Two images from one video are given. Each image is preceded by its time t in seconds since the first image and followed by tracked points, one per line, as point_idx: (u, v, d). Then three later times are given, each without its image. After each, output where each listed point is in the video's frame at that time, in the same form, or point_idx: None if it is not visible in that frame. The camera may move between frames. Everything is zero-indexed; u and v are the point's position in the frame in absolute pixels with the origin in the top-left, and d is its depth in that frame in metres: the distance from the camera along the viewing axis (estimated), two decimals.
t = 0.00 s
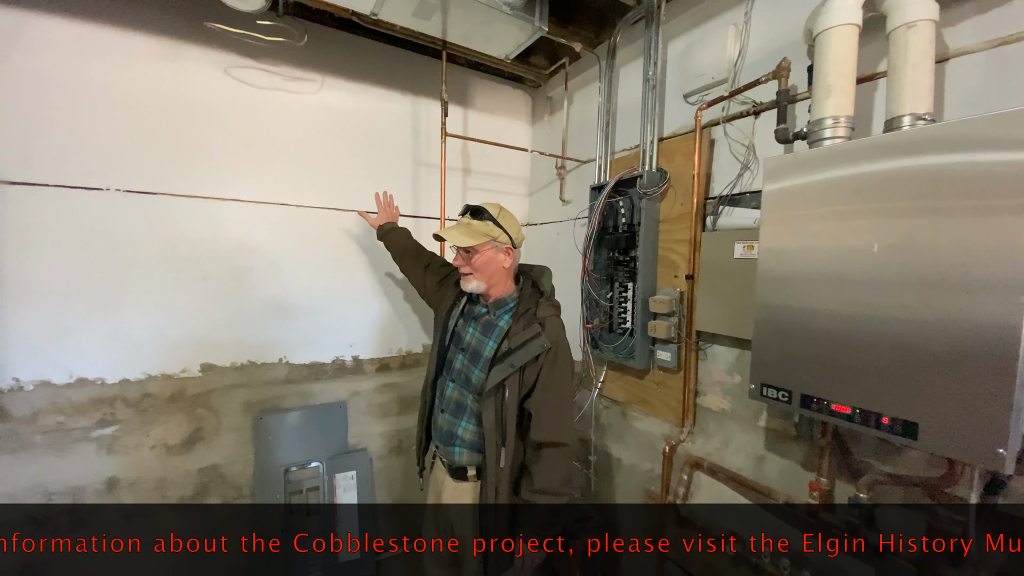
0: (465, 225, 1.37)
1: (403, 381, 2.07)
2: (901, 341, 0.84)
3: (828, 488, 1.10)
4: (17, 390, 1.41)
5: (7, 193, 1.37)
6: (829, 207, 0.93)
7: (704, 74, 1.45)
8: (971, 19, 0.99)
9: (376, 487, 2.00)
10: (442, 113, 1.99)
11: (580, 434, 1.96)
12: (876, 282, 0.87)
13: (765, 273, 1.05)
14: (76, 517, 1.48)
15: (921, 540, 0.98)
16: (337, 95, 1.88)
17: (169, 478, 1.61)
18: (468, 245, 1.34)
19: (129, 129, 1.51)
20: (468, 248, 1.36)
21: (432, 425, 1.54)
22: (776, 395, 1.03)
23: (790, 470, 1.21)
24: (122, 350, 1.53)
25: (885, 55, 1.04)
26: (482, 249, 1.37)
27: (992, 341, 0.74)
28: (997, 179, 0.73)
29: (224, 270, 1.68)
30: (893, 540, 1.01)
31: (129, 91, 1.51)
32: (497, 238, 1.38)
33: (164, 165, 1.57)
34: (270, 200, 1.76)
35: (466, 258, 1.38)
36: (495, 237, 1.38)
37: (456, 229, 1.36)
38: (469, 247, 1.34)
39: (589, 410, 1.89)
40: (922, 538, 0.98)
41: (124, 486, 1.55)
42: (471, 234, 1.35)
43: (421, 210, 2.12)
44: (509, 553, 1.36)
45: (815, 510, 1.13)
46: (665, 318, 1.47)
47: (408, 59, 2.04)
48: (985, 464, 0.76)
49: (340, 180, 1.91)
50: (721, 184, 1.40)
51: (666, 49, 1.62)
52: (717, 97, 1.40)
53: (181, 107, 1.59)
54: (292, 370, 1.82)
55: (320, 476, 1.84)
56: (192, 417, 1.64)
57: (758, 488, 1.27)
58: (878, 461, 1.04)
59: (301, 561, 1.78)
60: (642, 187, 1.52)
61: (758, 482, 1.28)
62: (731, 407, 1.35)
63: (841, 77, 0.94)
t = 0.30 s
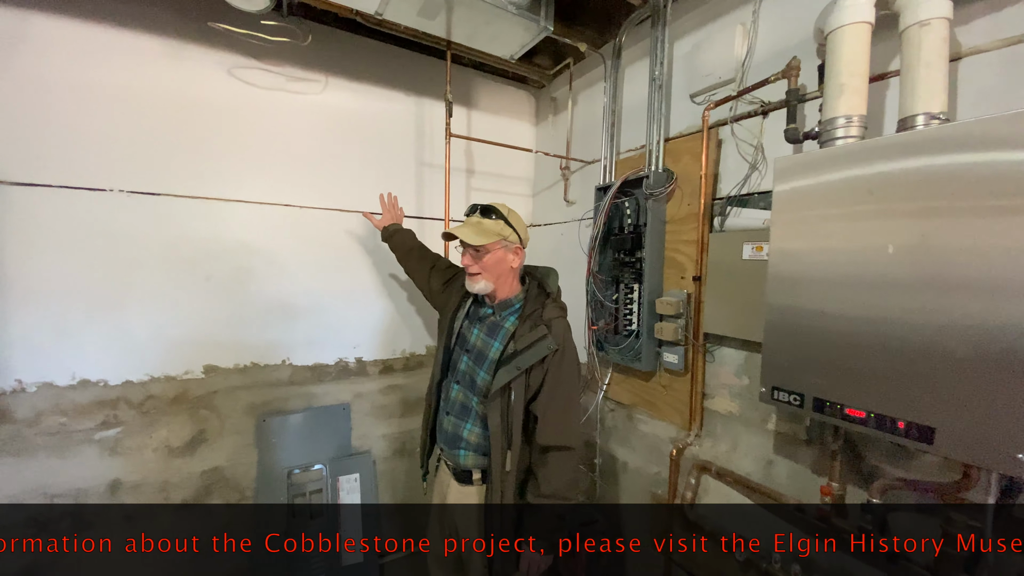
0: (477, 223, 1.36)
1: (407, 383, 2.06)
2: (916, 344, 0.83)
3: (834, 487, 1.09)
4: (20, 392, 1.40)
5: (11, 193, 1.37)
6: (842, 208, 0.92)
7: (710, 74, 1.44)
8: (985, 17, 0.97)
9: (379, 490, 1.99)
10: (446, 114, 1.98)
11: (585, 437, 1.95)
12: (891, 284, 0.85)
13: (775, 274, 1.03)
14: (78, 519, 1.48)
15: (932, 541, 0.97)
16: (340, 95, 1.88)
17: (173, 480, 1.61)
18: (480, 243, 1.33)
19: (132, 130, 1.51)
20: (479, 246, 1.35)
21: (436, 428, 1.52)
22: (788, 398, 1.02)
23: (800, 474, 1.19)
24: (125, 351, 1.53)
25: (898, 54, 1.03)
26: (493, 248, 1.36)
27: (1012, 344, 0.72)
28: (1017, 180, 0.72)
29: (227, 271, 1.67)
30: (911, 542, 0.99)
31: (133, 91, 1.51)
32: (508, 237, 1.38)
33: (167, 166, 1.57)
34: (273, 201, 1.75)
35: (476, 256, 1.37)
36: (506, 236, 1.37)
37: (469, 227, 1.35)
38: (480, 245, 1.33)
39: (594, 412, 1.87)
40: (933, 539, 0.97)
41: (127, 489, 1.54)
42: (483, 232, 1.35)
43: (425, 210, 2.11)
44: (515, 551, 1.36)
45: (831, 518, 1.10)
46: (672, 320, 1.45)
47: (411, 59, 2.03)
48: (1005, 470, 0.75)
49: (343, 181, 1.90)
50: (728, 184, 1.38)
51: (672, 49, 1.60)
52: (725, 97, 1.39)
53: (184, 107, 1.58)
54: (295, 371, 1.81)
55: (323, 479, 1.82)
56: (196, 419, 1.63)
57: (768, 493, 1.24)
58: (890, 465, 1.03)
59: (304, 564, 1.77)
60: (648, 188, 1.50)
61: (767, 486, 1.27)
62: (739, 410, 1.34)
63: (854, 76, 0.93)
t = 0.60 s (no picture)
0: (493, 216, 1.35)
1: (410, 386, 2.04)
2: (936, 349, 0.81)
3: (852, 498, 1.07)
4: (19, 396, 1.38)
5: (12, 194, 1.35)
6: (859, 209, 0.89)
7: (718, 74, 1.42)
8: (1001, 16, 0.95)
9: (382, 494, 1.96)
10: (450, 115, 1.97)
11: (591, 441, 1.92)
12: (909, 287, 0.83)
13: (788, 277, 1.01)
14: (78, 525, 1.46)
15: (954, 540, 0.94)
16: (343, 96, 1.86)
17: (174, 485, 1.58)
18: (495, 236, 1.32)
19: (135, 130, 1.49)
20: (493, 239, 1.34)
21: (442, 433, 1.51)
22: (803, 404, 1.00)
23: (812, 480, 1.17)
24: (126, 355, 1.51)
25: (913, 52, 1.01)
26: (507, 244, 1.35)
27: None
28: None
29: (230, 273, 1.66)
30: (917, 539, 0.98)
31: (136, 92, 1.49)
32: (522, 236, 1.37)
33: (169, 167, 1.55)
34: (275, 203, 1.74)
35: (488, 250, 1.35)
36: (520, 234, 1.37)
37: (486, 218, 1.34)
38: (494, 238, 1.33)
39: (599, 417, 1.85)
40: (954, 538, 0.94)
41: (127, 494, 1.52)
42: (498, 226, 1.34)
43: (428, 212, 2.09)
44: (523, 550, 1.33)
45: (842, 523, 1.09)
46: (680, 323, 1.43)
47: (415, 60, 2.02)
48: None
49: (347, 183, 1.88)
50: (737, 185, 1.36)
51: (679, 49, 1.59)
52: (734, 97, 1.37)
53: (186, 107, 1.56)
54: (297, 375, 1.79)
55: (326, 484, 1.80)
56: (197, 423, 1.61)
57: (782, 499, 1.22)
58: (905, 472, 1.01)
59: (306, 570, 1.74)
60: (655, 189, 1.49)
61: (778, 492, 1.24)
62: (749, 415, 1.32)
63: (870, 75, 0.91)
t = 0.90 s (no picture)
0: (522, 214, 1.36)
1: (412, 391, 2.02)
2: (956, 355, 0.79)
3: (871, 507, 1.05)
4: (18, 401, 1.36)
5: (11, 197, 1.34)
6: (875, 212, 0.88)
7: (726, 75, 1.40)
8: (1017, 16, 0.94)
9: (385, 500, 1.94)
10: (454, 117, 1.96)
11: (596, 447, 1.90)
12: (928, 292, 0.82)
13: (802, 280, 0.99)
14: (77, 532, 1.43)
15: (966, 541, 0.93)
16: (346, 98, 1.85)
17: (174, 492, 1.56)
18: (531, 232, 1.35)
19: (136, 132, 1.48)
20: (525, 236, 1.36)
21: (448, 440, 1.48)
22: (818, 411, 0.98)
23: (824, 488, 1.15)
24: (125, 359, 1.49)
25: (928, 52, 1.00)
26: (534, 244, 1.39)
27: None
28: None
29: (232, 277, 1.64)
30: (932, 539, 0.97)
31: (137, 93, 1.48)
32: (542, 241, 1.42)
33: (171, 170, 1.53)
34: (277, 205, 1.72)
35: (513, 247, 1.35)
36: (542, 238, 1.42)
37: (516, 215, 1.35)
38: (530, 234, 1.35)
39: (605, 422, 1.83)
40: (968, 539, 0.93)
41: (127, 500, 1.49)
42: (528, 224, 1.36)
43: (431, 215, 2.08)
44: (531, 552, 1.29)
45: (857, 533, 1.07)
46: (688, 327, 1.42)
47: (418, 62, 2.01)
48: None
49: (349, 185, 1.87)
50: (746, 188, 1.35)
51: (686, 51, 1.58)
52: (742, 99, 1.35)
53: (189, 109, 1.55)
54: (299, 379, 1.77)
55: (328, 490, 1.78)
56: (198, 428, 1.59)
57: (795, 508, 1.21)
58: (922, 479, 0.99)
59: None
60: (662, 192, 1.47)
61: (790, 500, 1.22)
62: (758, 420, 1.30)
63: (885, 75, 0.89)
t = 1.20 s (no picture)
0: (534, 216, 1.37)
1: (415, 395, 1.99)
2: (980, 361, 0.76)
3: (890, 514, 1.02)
4: (14, 407, 1.33)
5: (10, 198, 1.31)
6: (894, 214, 0.86)
7: (735, 76, 1.38)
8: None
9: (387, 508, 1.91)
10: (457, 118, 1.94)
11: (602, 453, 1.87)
12: (950, 297, 0.79)
13: (816, 283, 0.97)
14: (73, 541, 1.40)
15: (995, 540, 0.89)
16: (349, 99, 1.83)
17: (173, 499, 1.53)
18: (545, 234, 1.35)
19: (137, 133, 1.46)
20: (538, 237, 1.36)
21: (455, 446, 1.45)
22: (835, 417, 0.95)
23: (839, 496, 1.13)
24: (124, 364, 1.46)
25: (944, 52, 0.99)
26: (545, 246, 1.39)
27: None
28: None
29: (232, 280, 1.62)
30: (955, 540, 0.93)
31: (139, 93, 1.46)
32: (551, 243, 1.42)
33: (171, 172, 1.51)
34: (279, 207, 1.70)
35: (524, 249, 1.34)
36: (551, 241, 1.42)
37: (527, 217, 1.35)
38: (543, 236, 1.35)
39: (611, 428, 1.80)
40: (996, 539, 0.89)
41: (124, 508, 1.46)
42: (540, 226, 1.36)
43: (434, 217, 2.06)
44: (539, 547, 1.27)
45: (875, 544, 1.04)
46: (697, 331, 1.39)
47: (422, 63, 1.99)
48: None
49: (352, 187, 1.85)
50: (755, 190, 1.33)
51: (693, 52, 1.56)
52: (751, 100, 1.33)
53: (190, 110, 1.53)
54: (300, 384, 1.75)
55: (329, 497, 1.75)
56: (197, 434, 1.56)
57: (809, 516, 1.18)
58: (942, 488, 0.96)
59: None
60: (670, 194, 1.45)
61: (803, 508, 1.20)
62: (769, 426, 1.27)
63: (902, 75, 0.88)
